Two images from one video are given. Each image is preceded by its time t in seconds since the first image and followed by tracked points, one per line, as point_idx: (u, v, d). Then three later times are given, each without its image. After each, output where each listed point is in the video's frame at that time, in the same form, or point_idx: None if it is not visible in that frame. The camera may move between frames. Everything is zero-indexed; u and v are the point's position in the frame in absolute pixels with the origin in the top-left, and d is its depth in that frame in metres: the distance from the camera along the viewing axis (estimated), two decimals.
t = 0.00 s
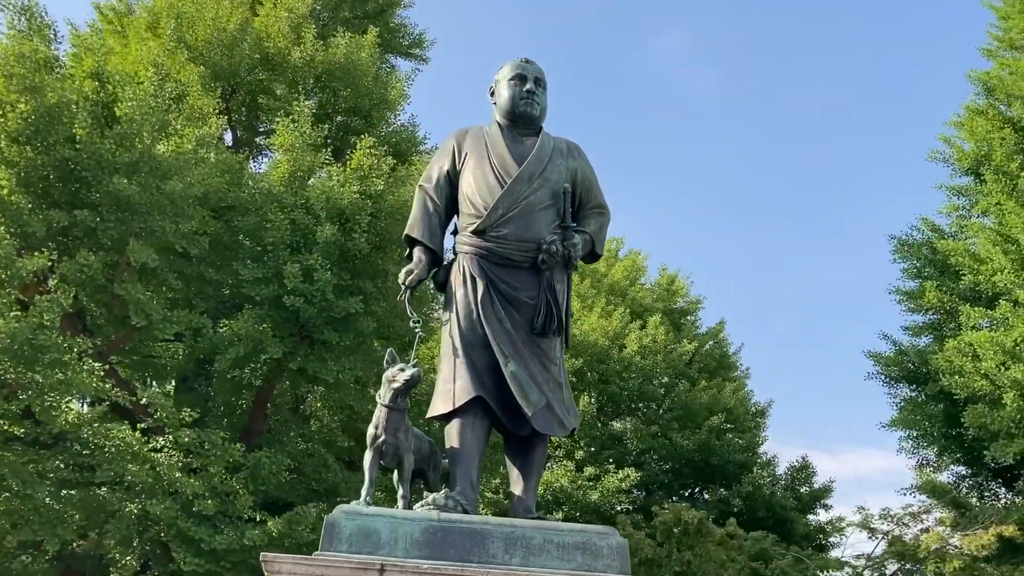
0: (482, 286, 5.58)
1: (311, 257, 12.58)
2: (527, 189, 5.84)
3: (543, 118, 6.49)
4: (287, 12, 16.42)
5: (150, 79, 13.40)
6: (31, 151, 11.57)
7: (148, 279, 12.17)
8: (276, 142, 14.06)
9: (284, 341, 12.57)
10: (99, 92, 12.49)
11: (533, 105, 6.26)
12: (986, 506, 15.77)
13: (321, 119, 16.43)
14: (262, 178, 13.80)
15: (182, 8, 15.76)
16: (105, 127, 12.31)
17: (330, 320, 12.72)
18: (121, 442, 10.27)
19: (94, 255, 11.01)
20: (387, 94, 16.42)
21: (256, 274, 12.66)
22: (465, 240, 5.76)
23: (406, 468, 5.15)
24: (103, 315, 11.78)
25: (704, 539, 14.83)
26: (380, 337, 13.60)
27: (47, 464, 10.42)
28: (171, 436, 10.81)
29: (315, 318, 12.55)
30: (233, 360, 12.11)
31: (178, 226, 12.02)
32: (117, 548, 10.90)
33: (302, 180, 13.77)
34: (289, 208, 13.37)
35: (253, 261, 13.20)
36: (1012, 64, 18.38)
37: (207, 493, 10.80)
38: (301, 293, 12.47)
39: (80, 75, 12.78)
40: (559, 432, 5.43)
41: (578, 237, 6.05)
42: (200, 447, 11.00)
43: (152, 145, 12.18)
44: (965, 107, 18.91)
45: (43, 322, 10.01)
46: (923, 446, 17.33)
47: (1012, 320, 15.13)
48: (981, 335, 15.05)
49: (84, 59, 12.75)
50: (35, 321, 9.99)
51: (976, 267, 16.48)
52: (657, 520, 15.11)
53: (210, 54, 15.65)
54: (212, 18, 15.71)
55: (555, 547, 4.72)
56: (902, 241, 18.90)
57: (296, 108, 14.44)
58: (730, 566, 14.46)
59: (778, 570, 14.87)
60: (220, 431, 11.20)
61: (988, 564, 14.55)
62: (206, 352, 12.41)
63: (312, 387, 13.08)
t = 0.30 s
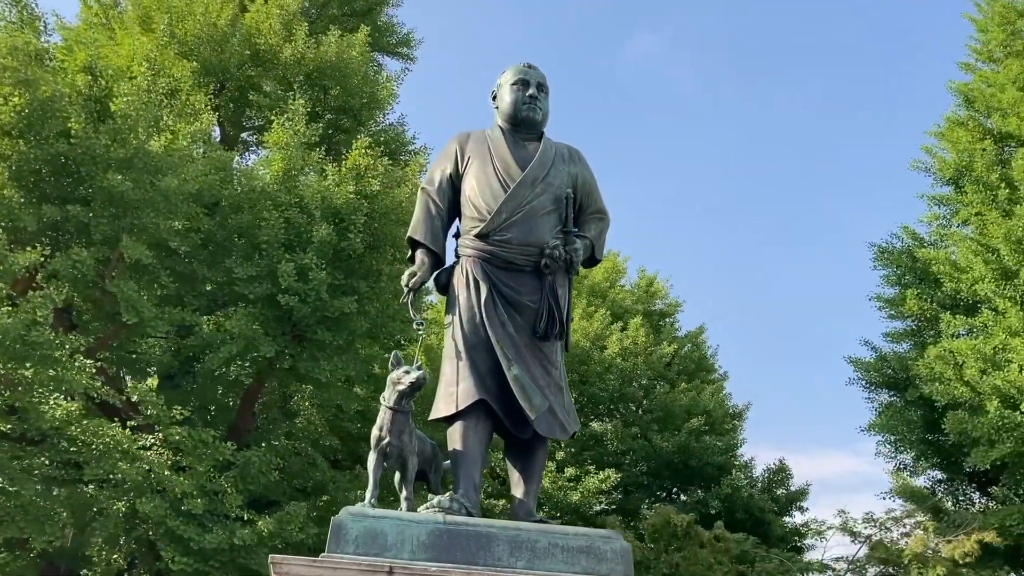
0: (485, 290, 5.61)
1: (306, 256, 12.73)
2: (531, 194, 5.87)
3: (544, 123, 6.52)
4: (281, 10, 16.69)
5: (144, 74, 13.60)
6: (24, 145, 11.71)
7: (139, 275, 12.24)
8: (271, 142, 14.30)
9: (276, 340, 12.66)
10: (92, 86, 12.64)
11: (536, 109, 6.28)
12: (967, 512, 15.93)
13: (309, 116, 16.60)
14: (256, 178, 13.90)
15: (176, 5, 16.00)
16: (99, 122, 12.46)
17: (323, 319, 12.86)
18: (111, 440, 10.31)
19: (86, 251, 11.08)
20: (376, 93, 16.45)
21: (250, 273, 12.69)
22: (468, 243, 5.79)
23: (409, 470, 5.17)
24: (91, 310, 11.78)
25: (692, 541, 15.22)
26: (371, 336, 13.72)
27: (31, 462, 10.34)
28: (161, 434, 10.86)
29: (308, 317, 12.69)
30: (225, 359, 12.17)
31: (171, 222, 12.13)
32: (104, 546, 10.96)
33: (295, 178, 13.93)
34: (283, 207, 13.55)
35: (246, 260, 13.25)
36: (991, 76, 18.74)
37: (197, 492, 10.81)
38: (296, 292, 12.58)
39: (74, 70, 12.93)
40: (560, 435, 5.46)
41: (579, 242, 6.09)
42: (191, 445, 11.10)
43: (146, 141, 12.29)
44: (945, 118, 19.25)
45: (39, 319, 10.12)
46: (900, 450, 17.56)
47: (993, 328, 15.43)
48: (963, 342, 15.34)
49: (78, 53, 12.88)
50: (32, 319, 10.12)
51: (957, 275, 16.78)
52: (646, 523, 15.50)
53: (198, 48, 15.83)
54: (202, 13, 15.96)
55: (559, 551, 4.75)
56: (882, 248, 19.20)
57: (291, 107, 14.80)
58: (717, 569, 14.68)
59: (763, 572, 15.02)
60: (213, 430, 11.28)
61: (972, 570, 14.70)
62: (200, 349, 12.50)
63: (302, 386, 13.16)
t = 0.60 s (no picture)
0: (488, 291, 5.64)
1: (301, 256, 12.78)
2: (534, 197, 5.90)
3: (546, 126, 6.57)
4: (273, 8, 16.86)
5: (138, 72, 13.79)
6: (19, 139, 11.84)
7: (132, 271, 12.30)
8: (265, 139, 14.45)
9: (270, 340, 12.69)
10: (87, 80, 12.71)
11: (538, 113, 6.33)
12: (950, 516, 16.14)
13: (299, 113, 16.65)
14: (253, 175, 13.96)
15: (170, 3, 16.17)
16: (93, 117, 12.58)
17: (317, 319, 12.93)
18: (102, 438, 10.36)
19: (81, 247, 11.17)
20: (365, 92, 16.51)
21: (244, 272, 12.74)
22: (470, 245, 5.82)
23: (413, 470, 5.19)
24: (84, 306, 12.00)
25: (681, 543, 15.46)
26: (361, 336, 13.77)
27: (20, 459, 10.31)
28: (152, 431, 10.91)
29: (303, 316, 12.74)
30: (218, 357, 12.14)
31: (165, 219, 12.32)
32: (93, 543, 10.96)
33: (290, 176, 13.99)
34: (278, 206, 13.62)
35: (241, 258, 13.31)
36: (970, 87, 19.12)
37: (187, 491, 10.79)
38: (291, 290, 12.63)
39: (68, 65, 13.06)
40: (562, 437, 5.52)
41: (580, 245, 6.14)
42: (181, 442, 11.07)
43: (141, 137, 12.36)
44: (926, 127, 19.59)
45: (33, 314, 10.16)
46: (880, 453, 17.75)
47: (974, 335, 15.68)
48: (945, 348, 15.57)
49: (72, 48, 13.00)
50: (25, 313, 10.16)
51: (938, 283, 17.06)
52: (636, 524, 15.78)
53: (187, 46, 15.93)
54: (193, 9, 16.17)
55: (564, 552, 4.80)
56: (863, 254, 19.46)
57: (284, 106, 14.93)
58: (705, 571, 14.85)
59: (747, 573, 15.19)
60: (205, 428, 11.30)
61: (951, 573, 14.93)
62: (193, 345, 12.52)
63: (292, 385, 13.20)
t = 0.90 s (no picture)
0: (493, 295, 5.67)
1: (298, 255, 12.71)
2: (539, 202, 5.94)
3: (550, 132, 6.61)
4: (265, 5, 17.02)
5: (132, 68, 13.95)
6: (15, 134, 11.80)
7: (126, 267, 12.29)
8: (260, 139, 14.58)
9: (263, 340, 12.67)
10: (81, 75, 12.79)
11: (542, 119, 6.37)
12: (932, 520, 16.40)
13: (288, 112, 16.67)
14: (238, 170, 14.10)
15: None
16: (90, 113, 12.55)
17: (312, 319, 12.99)
18: (94, 435, 10.41)
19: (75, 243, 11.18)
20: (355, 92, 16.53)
21: (238, 270, 12.75)
22: (475, 249, 5.85)
23: (419, 473, 5.21)
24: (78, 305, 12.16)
25: (672, 545, 15.84)
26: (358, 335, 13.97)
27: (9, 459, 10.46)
28: (144, 430, 10.91)
29: (298, 316, 12.75)
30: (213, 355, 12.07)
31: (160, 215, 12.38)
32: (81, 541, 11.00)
33: (285, 175, 14.03)
34: (272, 206, 13.60)
35: (235, 258, 13.26)
36: (950, 97, 19.50)
37: (177, 491, 10.74)
38: (287, 289, 12.62)
39: (62, 59, 13.19)
40: (566, 441, 5.56)
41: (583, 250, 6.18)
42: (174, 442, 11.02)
43: (137, 133, 12.35)
44: (907, 136, 19.93)
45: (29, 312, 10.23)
46: (860, 457, 17.98)
47: (956, 342, 15.92)
48: (928, 355, 15.80)
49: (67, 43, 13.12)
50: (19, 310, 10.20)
51: (921, 290, 17.30)
52: (628, 527, 16.15)
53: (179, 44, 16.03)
54: (185, 5, 16.35)
55: (571, 556, 4.84)
56: (845, 260, 19.69)
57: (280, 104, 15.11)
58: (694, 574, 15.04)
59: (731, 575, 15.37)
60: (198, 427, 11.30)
61: None
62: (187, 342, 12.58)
63: (283, 384, 13.24)
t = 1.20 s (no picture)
0: (497, 300, 5.72)
1: (294, 256, 13.11)
2: (542, 209, 5.99)
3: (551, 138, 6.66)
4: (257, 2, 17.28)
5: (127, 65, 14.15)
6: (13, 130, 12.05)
7: (120, 266, 12.59)
8: (258, 137, 14.91)
9: (257, 339, 12.99)
10: (77, 70, 12.82)
11: (544, 126, 6.41)
12: (910, 525, 16.67)
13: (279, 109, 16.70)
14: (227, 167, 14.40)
15: None
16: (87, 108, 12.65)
17: (306, 318, 13.33)
18: (85, 433, 10.87)
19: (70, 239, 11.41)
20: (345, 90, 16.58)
21: (234, 270, 13.05)
22: (479, 254, 5.89)
23: (423, 477, 5.26)
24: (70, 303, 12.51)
25: (656, 547, 16.04)
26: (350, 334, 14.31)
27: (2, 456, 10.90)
28: (135, 428, 11.38)
29: (292, 315, 13.11)
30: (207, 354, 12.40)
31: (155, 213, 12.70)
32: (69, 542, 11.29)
33: (279, 174, 14.44)
34: (268, 204, 13.98)
35: (230, 255, 13.60)
36: (931, 107, 19.86)
37: (167, 489, 11.14)
38: (282, 289, 12.96)
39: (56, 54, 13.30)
40: (566, 446, 5.63)
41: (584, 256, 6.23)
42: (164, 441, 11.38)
43: (132, 131, 12.59)
44: (890, 144, 20.24)
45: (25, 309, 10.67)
46: (839, 460, 18.26)
47: (939, 349, 16.19)
48: (912, 362, 16.05)
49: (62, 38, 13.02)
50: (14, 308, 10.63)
51: (903, 298, 17.56)
52: (613, 528, 16.32)
53: (174, 40, 16.34)
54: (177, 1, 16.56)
55: (574, 560, 4.89)
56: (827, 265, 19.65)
57: (276, 103, 15.35)
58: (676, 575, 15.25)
59: None
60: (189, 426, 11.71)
61: None
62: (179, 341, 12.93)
63: (272, 383, 13.51)
